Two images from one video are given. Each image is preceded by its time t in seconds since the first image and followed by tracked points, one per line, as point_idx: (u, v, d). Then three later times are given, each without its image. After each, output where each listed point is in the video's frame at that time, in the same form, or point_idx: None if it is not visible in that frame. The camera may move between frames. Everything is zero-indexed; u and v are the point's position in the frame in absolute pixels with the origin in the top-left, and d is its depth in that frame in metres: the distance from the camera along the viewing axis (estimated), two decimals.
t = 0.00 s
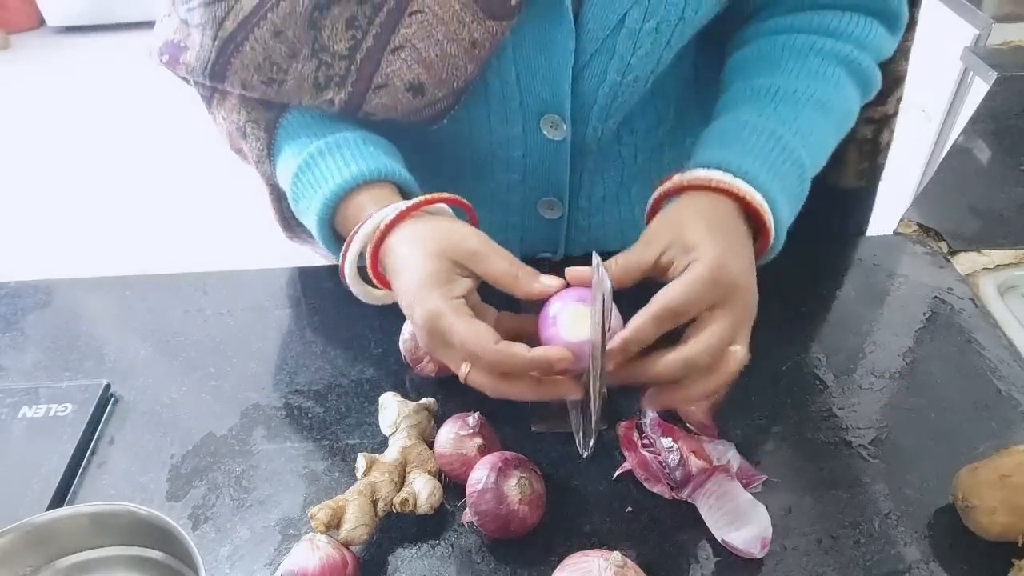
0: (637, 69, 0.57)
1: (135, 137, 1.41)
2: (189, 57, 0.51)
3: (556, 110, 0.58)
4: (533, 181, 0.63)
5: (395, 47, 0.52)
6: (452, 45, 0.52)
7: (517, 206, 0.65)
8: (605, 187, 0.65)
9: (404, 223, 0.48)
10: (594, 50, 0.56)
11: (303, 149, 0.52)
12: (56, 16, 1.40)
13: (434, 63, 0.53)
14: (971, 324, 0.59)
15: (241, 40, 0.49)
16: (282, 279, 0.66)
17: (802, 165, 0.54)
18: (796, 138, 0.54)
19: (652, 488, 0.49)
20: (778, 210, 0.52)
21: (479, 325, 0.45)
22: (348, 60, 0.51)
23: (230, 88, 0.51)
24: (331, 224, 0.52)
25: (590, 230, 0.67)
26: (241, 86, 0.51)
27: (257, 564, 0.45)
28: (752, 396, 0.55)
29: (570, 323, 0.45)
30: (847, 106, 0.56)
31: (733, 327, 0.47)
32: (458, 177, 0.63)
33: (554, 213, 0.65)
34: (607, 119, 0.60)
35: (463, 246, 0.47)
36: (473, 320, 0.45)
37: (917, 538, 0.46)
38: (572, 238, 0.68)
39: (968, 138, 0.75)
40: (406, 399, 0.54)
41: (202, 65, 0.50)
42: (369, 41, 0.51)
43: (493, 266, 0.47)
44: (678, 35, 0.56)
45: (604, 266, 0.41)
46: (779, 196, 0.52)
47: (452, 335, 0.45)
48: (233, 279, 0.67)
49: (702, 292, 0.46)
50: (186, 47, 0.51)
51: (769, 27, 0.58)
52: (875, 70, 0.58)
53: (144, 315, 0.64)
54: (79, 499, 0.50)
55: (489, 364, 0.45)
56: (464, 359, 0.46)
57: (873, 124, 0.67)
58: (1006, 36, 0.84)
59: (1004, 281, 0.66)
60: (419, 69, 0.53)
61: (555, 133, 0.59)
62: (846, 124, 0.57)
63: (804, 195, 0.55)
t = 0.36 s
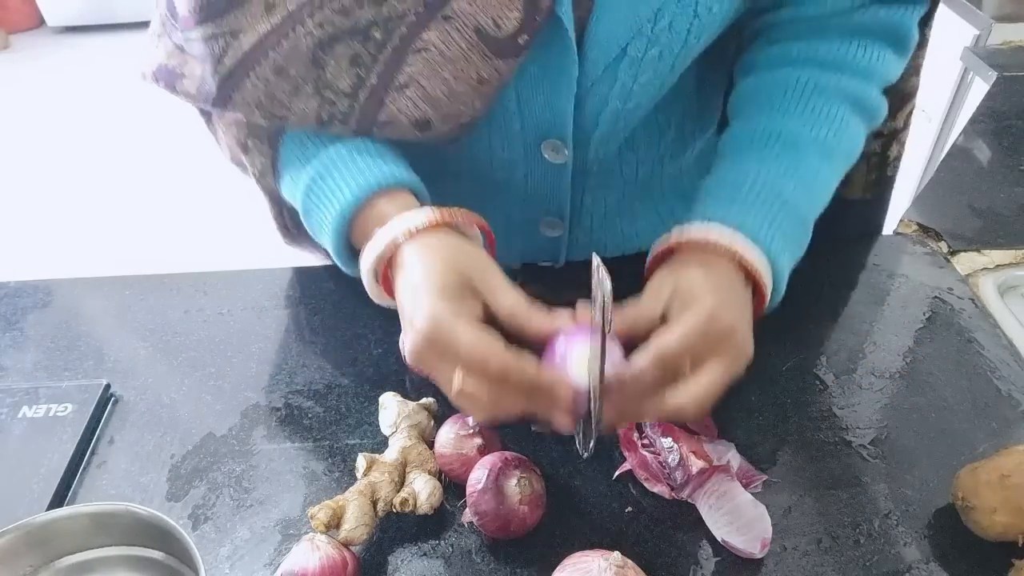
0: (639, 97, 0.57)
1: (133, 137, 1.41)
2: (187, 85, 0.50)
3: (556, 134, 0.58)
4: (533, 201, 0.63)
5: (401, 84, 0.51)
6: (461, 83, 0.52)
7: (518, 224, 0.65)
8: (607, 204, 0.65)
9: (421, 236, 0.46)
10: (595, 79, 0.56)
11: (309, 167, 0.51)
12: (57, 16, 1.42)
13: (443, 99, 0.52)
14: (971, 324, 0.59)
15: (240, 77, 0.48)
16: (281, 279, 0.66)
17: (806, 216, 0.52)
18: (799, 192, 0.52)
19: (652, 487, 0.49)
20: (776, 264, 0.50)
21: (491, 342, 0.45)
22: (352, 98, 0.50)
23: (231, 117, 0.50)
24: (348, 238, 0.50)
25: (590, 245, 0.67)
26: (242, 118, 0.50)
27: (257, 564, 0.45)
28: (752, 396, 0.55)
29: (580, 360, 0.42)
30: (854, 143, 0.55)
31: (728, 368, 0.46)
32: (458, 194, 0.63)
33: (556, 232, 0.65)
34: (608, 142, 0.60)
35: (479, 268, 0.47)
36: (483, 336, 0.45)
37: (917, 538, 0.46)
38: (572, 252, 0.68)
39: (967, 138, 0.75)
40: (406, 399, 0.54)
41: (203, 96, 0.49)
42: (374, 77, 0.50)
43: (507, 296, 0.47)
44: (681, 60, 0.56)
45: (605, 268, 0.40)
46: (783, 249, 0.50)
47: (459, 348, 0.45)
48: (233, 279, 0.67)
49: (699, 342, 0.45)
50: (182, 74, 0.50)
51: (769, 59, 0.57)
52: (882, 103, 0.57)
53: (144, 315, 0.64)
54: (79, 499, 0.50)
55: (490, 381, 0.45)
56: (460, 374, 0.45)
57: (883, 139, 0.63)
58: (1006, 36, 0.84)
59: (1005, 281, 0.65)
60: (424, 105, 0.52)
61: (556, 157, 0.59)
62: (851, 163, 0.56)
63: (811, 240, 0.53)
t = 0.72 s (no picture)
0: (643, 81, 0.57)
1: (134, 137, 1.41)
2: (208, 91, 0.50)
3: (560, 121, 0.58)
4: (536, 191, 0.62)
5: (419, 75, 0.51)
6: (479, 71, 0.51)
7: (520, 214, 0.64)
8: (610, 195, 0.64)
9: (419, 294, 0.44)
10: (599, 66, 0.56)
11: (318, 199, 0.49)
12: (57, 16, 1.44)
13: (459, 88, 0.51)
14: (971, 324, 0.59)
15: (256, 76, 0.48)
16: (281, 280, 0.67)
17: (785, 240, 0.52)
18: (782, 220, 0.52)
19: (653, 488, 0.49)
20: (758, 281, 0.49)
21: (483, 417, 0.42)
22: (371, 90, 0.50)
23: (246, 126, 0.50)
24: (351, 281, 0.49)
25: (592, 237, 0.67)
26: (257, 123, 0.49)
27: (258, 565, 0.45)
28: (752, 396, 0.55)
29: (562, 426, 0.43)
30: (837, 157, 0.54)
31: (741, 391, 0.47)
32: (461, 188, 0.63)
33: (557, 221, 0.64)
34: (612, 131, 0.59)
35: (478, 329, 0.44)
36: (477, 410, 0.42)
37: (916, 538, 0.46)
38: (574, 243, 0.67)
39: (968, 139, 0.75)
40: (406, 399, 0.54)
41: (222, 101, 0.49)
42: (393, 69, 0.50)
43: (505, 358, 0.44)
44: (685, 47, 0.56)
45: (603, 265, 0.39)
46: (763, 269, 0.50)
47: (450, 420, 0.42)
48: (233, 279, 0.67)
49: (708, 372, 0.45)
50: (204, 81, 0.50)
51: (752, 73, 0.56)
52: (864, 117, 0.56)
53: (144, 315, 0.64)
54: (79, 499, 0.50)
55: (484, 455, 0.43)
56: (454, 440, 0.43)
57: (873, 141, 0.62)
58: (1006, 36, 0.84)
59: (1004, 282, 0.65)
60: (443, 95, 0.51)
61: (559, 144, 0.59)
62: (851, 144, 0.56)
63: (790, 266, 0.53)
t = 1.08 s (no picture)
0: (638, 71, 0.57)
1: (134, 136, 1.41)
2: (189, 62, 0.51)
3: (557, 111, 0.58)
4: (534, 182, 0.63)
5: (401, 49, 0.51)
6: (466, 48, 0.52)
7: (518, 207, 0.65)
8: (609, 189, 0.64)
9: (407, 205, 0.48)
10: (594, 53, 0.56)
11: (298, 134, 0.52)
12: (57, 16, 1.41)
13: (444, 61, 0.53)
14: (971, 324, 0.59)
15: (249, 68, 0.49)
16: (281, 279, 0.66)
17: (795, 159, 0.55)
18: (789, 130, 0.55)
19: (652, 487, 0.48)
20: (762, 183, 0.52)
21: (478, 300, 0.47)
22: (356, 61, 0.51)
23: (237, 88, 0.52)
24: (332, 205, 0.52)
25: (590, 232, 0.67)
26: (247, 86, 0.51)
27: (257, 564, 0.45)
28: (752, 396, 0.55)
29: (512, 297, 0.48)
30: (835, 104, 0.58)
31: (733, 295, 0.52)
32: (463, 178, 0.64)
33: (554, 215, 0.65)
34: (609, 122, 0.59)
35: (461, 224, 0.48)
36: (470, 295, 0.47)
37: (917, 538, 0.46)
38: (574, 237, 0.67)
39: (967, 139, 0.72)
40: (406, 399, 0.54)
41: (207, 68, 0.51)
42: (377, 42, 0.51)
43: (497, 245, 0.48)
44: (680, 36, 0.56)
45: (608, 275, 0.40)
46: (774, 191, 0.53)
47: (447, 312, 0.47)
48: (232, 279, 0.67)
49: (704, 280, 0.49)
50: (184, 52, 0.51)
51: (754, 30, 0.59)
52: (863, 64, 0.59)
53: (144, 315, 0.64)
54: (79, 499, 0.50)
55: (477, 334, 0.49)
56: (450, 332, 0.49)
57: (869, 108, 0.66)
58: (1006, 36, 0.83)
59: (1005, 281, 0.66)
60: (425, 67, 0.52)
61: (556, 135, 0.59)
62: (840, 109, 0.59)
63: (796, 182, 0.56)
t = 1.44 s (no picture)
0: (635, 76, 0.57)
1: (134, 137, 1.42)
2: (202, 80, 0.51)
3: (554, 114, 0.58)
4: (533, 185, 0.63)
5: (409, 63, 0.52)
6: (472, 61, 0.53)
7: (518, 210, 0.65)
8: (608, 190, 0.64)
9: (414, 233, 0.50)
10: (590, 56, 0.56)
11: (311, 169, 0.53)
12: (57, 17, 1.41)
13: (450, 76, 0.53)
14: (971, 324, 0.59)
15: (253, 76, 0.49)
16: (281, 279, 0.66)
17: (765, 198, 0.55)
18: (759, 168, 0.55)
19: (652, 487, 0.49)
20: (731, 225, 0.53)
21: (462, 316, 0.47)
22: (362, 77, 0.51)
23: (243, 110, 0.51)
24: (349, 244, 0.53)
25: (589, 234, 0.67)
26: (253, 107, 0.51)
27: (257, 564, 0.45)
28: (752, 396, 0.55)
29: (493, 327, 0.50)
30: (818, 134, 0.57)
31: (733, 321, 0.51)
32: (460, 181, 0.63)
33: (554, 216, 0.65)
34: (606, 126, 0.59)
35: (469, 261, 0.50)
36: (455, 308, 0.48)
37: (916, 538, 0.46)
38: (573, 239, 0.67)
39: (967, 139, 0.73)
40: (406, 399, 0.54)
41: (215, 89, 0.51)
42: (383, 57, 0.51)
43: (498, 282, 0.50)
44: (677, 39, 0.56)
45: (604, 266, 0.40)
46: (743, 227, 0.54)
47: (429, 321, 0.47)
48: (232, 279, 0.67)
49: (693, 304, 0.49)
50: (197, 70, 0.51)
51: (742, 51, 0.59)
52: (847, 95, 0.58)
53: (144, 316, 0.64)
54: (79, 499, 0.50)
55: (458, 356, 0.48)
56: (427, 344, 0.49)
57: (866, 134, 0.65)
58: (1006, 36, 0.83)
59: (1004, 281, 0.65)
60: (433, 83, 0.53)
61: (553, 138, 0.59)
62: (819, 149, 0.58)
63: (767, 220, 0.56)
